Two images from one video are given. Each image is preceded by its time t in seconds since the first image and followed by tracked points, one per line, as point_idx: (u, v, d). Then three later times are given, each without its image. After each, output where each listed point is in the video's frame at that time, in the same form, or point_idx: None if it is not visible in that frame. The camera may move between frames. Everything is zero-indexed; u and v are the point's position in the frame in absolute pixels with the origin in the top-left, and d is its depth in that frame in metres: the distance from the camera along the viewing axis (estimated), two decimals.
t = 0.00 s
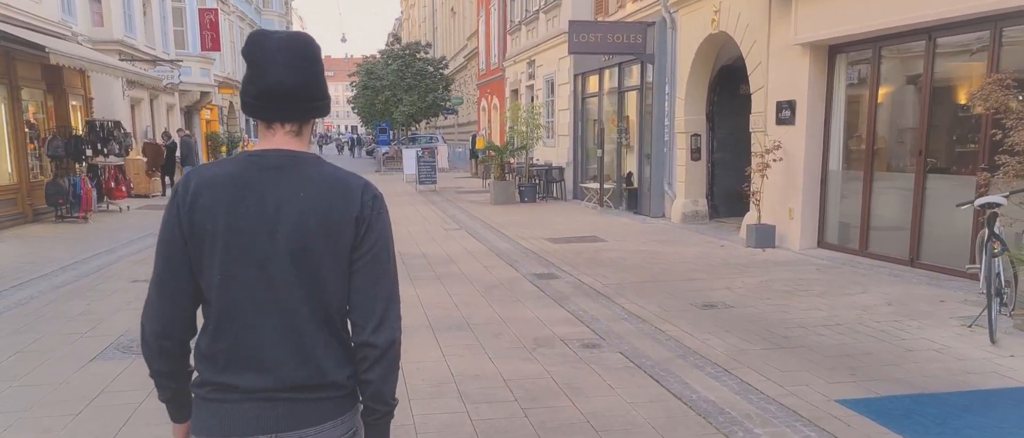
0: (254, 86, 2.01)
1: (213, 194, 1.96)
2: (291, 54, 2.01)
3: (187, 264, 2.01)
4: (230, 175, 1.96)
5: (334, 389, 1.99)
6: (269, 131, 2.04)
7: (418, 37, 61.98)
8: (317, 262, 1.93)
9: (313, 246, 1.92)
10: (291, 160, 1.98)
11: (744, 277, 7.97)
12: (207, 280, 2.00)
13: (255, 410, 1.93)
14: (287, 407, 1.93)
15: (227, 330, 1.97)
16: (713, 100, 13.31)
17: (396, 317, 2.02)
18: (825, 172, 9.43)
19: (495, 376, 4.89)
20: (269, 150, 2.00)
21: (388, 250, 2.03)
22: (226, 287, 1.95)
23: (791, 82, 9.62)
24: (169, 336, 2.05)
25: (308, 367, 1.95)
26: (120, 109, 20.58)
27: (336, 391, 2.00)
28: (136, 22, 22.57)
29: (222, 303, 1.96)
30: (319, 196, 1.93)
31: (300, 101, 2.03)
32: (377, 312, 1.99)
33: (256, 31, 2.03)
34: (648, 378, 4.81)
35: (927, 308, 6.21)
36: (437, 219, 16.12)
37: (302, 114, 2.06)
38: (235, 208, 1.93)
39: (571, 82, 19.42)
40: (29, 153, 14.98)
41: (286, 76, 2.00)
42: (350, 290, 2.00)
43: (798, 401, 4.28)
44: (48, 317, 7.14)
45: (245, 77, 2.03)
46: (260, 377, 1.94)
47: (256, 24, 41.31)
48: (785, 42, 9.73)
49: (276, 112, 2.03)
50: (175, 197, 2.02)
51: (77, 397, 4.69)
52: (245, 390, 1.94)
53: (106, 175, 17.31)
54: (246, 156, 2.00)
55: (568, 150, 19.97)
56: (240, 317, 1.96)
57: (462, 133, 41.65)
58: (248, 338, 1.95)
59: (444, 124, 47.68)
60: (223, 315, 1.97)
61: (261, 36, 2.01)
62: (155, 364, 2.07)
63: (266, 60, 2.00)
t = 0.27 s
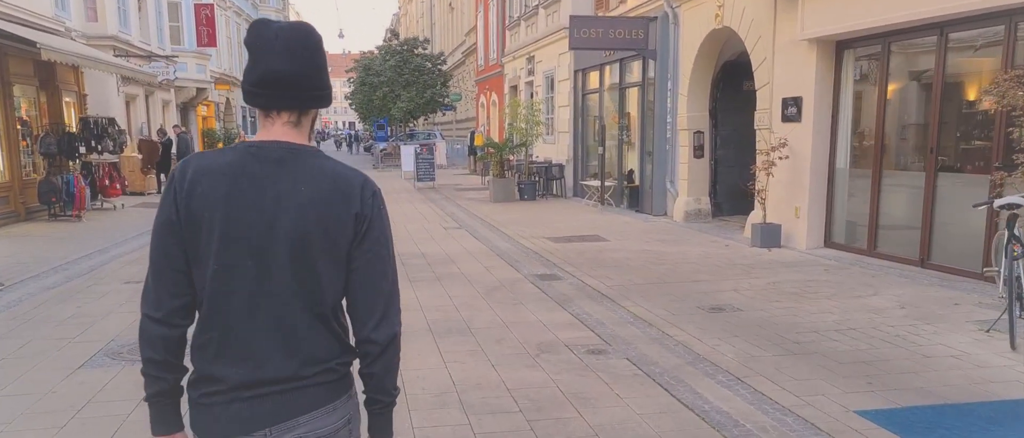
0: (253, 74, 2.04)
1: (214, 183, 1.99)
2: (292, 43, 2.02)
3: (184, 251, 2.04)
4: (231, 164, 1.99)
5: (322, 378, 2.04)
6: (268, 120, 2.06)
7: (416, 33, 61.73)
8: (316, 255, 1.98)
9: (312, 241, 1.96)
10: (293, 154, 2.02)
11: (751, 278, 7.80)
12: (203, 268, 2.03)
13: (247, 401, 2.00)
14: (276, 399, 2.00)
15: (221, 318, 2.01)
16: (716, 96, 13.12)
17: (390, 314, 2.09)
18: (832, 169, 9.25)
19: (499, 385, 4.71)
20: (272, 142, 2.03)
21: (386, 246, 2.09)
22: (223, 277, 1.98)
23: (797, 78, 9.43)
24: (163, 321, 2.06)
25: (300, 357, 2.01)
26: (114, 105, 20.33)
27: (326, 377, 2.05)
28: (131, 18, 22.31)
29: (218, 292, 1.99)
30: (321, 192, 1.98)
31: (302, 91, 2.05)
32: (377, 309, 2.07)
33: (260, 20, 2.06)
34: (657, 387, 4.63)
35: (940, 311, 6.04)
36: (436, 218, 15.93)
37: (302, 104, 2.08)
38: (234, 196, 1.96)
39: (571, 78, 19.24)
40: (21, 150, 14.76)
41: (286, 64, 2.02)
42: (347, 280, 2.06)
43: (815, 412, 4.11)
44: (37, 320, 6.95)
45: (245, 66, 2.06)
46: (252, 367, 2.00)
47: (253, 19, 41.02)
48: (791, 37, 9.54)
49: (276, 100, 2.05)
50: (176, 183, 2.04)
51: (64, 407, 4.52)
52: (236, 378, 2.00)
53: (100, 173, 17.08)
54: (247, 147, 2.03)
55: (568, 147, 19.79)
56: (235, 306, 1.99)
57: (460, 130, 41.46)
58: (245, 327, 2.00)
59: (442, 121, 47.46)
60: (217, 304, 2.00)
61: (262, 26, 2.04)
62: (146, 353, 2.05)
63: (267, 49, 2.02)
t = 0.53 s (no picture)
0: (232, 70, 1.96)
1: (199, 182, 1.90)
2: (272, 36, 1.95)
3: (171, 252, 1.92)
4: (217, 160, 1.91)
5: (308, 380, 1.95)
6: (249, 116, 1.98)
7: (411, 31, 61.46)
8: (310, 248, 1.93)
9: (309, 235, 1.92)
10: (280, 148, 1.96)
11: (756, 279, 7.62)
12: (192, 269, 1.93)
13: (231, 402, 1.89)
14: (259, 402, 1.90)
15: (212, 316, 1.92)
16: (717, 94, 12.94)
17: (389, 300, 2.10)
18: (837, 168, 9.06)
19: (500, 394, 4.51)
20: (258, 137, 1.96)
21: (378, 235, 2.08)
22: (215, 276, 1.90)
23: (801, 75, 9.24)
24: (154, 325, 1.92)
25: (297, 355, 1.93)
26: (105, 103, 20.05)
27: (313, 379, 1.97)
28: (122, 14, 22.01)
29: (210, 291, 1.91)
30: (313, 184, 1.93)
31: (285, 83, 1.99)
32: (382, 299, 2.10)
33: (232, 19, 1.99)
34: (666, 396, 4.43)
35: (954, 314, 5.84)
36: (432, 217, 15.73)
37: (285, 96, 2.01)
38: (224, 194, 1.88)
39: (569, 75, 19.07)
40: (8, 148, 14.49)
41: (264, 59, 1.95)
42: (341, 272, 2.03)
43: (833, 423, 3.92)
44: (20, 323, 6.73)
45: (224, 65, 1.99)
46: (239, 366, 1.88)
47: (247, 16, 40.70)
48: (794, 33, 9.35)
49: (258, 94, 1.98)
50: (159, 185, 1.93)
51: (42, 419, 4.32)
52: (224, 379, 1.89)
53: (90, 171, 16.82)
54: (230, 143, 1.94)
55: (566, 145, 19.61)
56: (230, 306, 1.91)
57: (455, 128, 41.24)
58: (238, 327, 1.91)
59: (437, 119, 47.24)
60: (210, 303, 1.91)
61: (239, 24, 1.98)
62: (138, 358, 1.90)
63: (247, 44, 1.95)
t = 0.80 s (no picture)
0: (202, 79, 1.87)
1: (172, 194, 1.79)
2: (243, 45, 1.88)
3: (148, 266, 1.83)
4: (191, 173, 1.81)
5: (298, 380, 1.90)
6: (219, 124, 1.90)
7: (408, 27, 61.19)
8: (291, 257, 1.84)
9: (287, 243, 1.83)
10: (254, 153, 1.86)
11: (760, 280, 7.43)
12: (172, 282, 1.84)
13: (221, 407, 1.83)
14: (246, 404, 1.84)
15: (197, 327, 1.84)
16: (718, 90, 12.76)
17: (366, 301, 2.00)
18: (842, 166, 8.88)
19: (500, 401, 4.33)
20: (230, 146, 1.86)
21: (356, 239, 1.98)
22: (197, 290, 1.81)
23: (805, 71, 9.06)
24: (138, 342, 1.83)
25: (282, 360, 1.86)
26: (98, 98, 19.82)
27: (301, 382, 1.90)
28: (115, 8, 21.78)
29: (190, 303, 1.82)
30: (289, 190, 1.83)
31: (260, 88, 1.90)
32: (360, 302, 1.99)
33: (201, 28, 1.90)
34: (672, 403, 4.25)
35: (967, 317, 5.65)
36: (429, 215, 15.55)
37: (258, 103, 1.92)
38: (198, 205, 1.78)
39: (568, 71, 18.91)
40: None
41: (234, 67, 1.87)
42: (321, 277, 1.94)
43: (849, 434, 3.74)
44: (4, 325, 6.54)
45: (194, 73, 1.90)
46: (231, 374, 1.82)
47: (242, 12, 40.43)
48: (799, 27, 9.16)
49: (231, 104, 1.89)
50: (134, 200, 1.82)
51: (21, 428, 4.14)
52: (214, 389, 1.83)
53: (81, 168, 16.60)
54: (203, 152, 1.85)
55: (565, 142, 19.45)
56: (210, 317, 1.83)
57: (453, 125, 41.03)
58: (220, 337, 1.83)
59: (434, 115, 47.06)
60: (192, 315, 1.83)
61: (210, 33, 1.91)
62: (123, 376, 1.82)
63: (216, 52, 1.86)
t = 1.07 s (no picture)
0: (172, 68, 1.84)
1: (143, 185, 1.80)
2: (211, 31, 1.83)
3: (124, 256, 1.85)
4: (162, 164, 1.81)
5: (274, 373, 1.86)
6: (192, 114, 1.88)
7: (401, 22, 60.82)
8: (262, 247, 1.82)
9: (257, 232, 1.80)
10: (227, 143, 1.84)
11: (765, 281, 7.23)
12: (148, 273, 1.85)
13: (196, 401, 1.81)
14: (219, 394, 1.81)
15: (172, 318, 1.84)
16: (719, 85, 12.56)
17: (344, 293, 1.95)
18: (847, 163, 8.69)
19: (501, 415, 4.12)
20: (202, 136, 1.84)
21: (331, 229, 1.93)
22: (169, 282, 1.81)
23: (808, 66, 8.86)
24: (114, 332, 1.87)
25: (256, 352, 1.84)
26: (86, 95, 19.48)
27: (276, 378, 1.86)
28: (104, 3, 21.42)
29: (162, 294, 1.83)
30: (259, 178, 1.81)
31: (231, 76, 1.86)
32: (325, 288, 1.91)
33: (173, 16, 1.88)
34: (683, 416, 4.04)
35: (982, 321, 5.42)
36: (424, 213, 15.31)
37: (230, 91, 1.88)
38: (168, 197, 1.78)
39: (565, 67, 18.71)
40: None
41: (201, 54, 1.82)
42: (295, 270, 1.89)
43: None
44: None
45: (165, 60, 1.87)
46: (205, 366, 1.81)
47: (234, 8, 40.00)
48: (802, 21, 8.96)
49: (202, 92, 1.86)
50: (109, 192, 1.84)
51: None
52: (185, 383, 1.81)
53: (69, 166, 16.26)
54: (176, 143, 1.85)
55: (561, 138, 19.27)
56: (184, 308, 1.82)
57: (447, 121, 40.76)
58: (193, 328, 1.82)
59: (428, 111, 46.77)
60: (166, 305, 1.83)
61: (177, 19, 1.85)
62: (99, 364, 1.86)
63: (184, 40, 1.83)
